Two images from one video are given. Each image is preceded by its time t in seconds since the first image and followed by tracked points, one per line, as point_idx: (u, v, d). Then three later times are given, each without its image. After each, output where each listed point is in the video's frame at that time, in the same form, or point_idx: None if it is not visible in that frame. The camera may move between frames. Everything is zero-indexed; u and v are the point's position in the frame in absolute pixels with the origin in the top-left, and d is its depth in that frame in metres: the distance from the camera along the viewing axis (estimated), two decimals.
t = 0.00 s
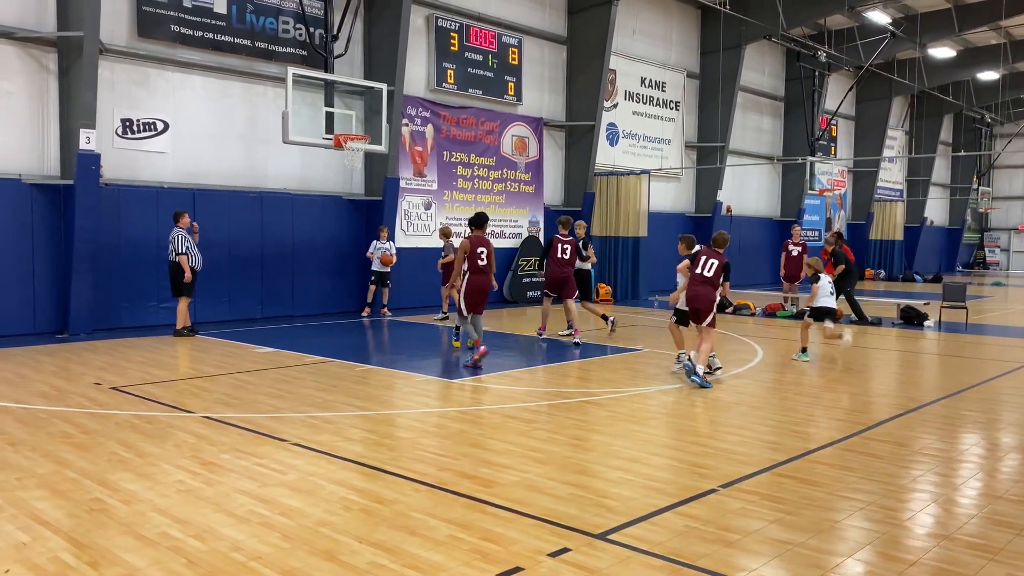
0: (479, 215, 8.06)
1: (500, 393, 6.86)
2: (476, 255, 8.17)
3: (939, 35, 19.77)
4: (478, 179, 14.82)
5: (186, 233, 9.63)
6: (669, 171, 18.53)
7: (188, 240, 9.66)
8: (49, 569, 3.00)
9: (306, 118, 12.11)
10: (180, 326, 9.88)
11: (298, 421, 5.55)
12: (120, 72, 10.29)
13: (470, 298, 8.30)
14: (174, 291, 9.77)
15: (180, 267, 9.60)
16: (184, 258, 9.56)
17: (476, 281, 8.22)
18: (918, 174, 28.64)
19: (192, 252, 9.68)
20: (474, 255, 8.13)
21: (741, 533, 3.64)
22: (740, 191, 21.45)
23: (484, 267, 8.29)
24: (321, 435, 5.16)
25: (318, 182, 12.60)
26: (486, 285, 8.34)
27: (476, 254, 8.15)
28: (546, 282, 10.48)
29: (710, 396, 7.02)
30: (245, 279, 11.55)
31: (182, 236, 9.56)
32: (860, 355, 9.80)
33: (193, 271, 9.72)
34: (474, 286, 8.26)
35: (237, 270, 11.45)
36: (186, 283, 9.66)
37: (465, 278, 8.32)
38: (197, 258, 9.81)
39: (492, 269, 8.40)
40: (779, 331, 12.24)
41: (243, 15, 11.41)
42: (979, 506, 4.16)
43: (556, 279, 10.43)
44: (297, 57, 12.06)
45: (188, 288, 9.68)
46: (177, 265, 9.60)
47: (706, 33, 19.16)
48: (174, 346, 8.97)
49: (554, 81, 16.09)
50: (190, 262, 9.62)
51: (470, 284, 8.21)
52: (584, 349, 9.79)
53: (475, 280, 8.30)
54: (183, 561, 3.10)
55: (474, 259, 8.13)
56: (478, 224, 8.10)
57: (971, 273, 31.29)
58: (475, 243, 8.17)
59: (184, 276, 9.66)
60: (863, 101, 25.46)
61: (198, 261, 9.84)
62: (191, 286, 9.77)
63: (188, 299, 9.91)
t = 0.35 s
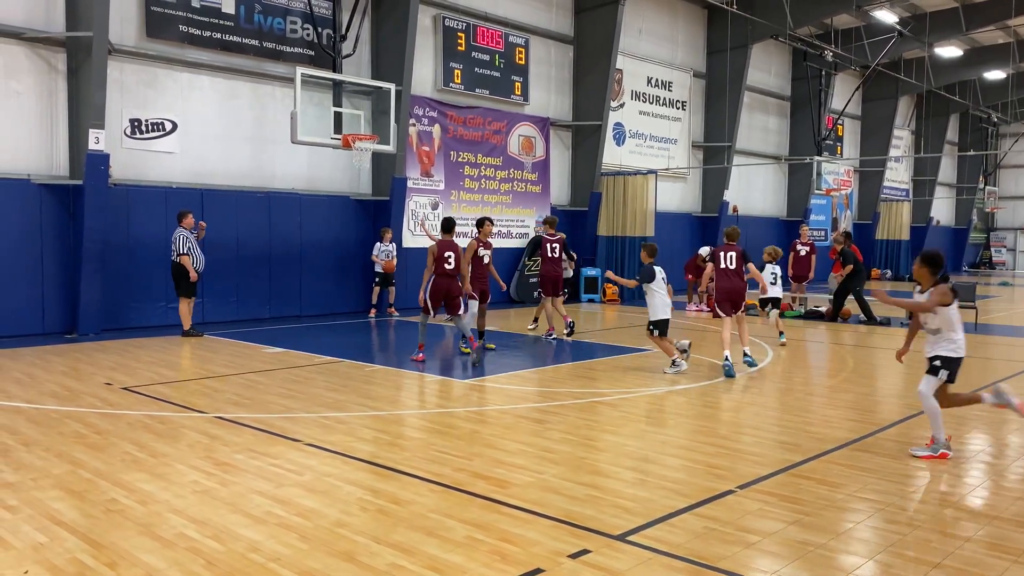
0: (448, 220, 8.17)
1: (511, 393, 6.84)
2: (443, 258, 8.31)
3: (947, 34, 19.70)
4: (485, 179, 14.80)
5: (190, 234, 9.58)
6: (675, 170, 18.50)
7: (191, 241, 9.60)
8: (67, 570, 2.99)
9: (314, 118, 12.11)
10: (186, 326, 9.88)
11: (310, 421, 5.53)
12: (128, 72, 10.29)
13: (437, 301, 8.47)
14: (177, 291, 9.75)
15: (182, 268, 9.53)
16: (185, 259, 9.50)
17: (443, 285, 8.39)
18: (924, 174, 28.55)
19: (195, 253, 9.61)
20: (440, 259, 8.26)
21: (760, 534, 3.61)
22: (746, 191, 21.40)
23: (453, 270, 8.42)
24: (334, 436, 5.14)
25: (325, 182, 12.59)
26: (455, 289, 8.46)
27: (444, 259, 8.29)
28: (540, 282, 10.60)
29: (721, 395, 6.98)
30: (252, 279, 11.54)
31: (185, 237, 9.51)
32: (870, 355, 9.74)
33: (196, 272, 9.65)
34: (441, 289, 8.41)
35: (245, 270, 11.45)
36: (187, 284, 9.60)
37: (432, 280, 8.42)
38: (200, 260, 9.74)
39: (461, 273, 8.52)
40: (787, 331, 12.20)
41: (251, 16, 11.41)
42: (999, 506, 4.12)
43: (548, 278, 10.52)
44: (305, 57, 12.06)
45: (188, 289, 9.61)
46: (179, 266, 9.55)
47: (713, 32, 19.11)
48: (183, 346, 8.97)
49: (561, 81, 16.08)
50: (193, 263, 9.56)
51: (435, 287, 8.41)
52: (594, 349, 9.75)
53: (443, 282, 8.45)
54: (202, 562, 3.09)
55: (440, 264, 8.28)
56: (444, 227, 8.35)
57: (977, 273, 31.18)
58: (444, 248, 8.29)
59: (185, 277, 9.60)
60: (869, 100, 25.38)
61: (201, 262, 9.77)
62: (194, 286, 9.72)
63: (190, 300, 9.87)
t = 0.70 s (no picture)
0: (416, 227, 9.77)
1: (513, 395, 6.78)
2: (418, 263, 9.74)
3: (950, 33, 19.63)
4: (487, 179, 14.76)
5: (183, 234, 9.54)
6: (678, 170, 18.44)
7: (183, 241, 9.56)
8: None
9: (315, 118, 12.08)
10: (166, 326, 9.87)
11: (311, 424, 5.48)
12: (129, 71, 10.25)
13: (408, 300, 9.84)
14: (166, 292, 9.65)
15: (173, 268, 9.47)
16: (178, 258, 9.45)
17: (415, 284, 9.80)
18: (928, 173, 28.45)
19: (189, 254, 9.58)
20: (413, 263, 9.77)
21: (765, 539, 3.55)
22: (749, 191, 21.32)
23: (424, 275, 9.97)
24: (335, 439, 5.09)
25: (326, 182, 12.55)
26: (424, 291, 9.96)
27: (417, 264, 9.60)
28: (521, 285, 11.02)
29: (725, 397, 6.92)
30: (254, 279, 11.50)
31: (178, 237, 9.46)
32: (875, 356, 9.68)
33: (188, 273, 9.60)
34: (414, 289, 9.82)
35: (246, 270, 11.40)
36: (176, 286, 9.54)
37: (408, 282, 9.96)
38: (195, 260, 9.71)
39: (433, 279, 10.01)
40: (790, 331, 12.13)
41: (252, 15, 11.37)
42: (1008, 510, 4.05)
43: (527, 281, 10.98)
44: (306, 57, 12.02)
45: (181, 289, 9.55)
46: (172, 266, 9.48)
47: (716, 32, 19.05)
48: (183, 347, 8.93)
49: (563, 81, 16.03)
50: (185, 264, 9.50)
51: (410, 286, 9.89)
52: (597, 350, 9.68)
53: (414, 284, 9.98)
54: (199, 568, 3.04)
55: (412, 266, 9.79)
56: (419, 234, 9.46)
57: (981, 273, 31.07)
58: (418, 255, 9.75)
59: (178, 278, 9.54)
60: (872, 100, 25.30)
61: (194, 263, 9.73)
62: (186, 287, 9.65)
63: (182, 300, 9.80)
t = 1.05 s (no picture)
0: (366, 216, 8.27)
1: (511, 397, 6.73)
2: (367, 253, 8.30)
3: (952, 33, 19.58)
4: (486, 179, 14.72)
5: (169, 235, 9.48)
6: (679, 170, 18.40)
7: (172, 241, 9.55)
8: None
9: (314, 119, 12.04)
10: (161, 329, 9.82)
11: (306, 427, 5.44)
12: (126, 71, 10.21)
13: (362, 297, 8.32)
14: (151, 291, 9.63)
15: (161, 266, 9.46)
16: (170, 259, 9.44)
17: (367, 279, 8.28)
18: (929, 173, 28.38)
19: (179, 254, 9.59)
20: (362, 252, 8.27)
21: (761, 545, 3.50)
22: (750, 191, 21.27)
23: (375, 267, 8.43)
24: (330, 442, 5.05)
25: (325, 183, 12.52)
26: (378, 284, 8.40)
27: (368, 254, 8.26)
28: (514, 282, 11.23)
29: (724, 399, 6.88)
30: (252, 280, 11.48)
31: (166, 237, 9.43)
32: (875, 357, 9.62)
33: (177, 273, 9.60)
34: (365, 283, 8.28)
35: (245, 271, 11.38)
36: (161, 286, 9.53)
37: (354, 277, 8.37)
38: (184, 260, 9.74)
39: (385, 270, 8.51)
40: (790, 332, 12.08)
41: (250, 15, 11.34)
42: (1010, 516, 4.00)
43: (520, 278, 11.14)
44: (304, 57, 11.99)
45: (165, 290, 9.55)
46: (161, 266, 9.46)
47: (716, 31, 19.00)
48: (180, 349, 8.89)
49: (563, 81, 15.99)
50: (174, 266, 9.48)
51: (361, 282, 8.27)
52: (596, 351, 9.62)
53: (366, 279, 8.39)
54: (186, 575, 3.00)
55: (360, 258, 8.27)
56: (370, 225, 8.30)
57: (983, 273, 30.99)
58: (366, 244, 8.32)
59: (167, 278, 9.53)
60: (873, 100, 25.23)
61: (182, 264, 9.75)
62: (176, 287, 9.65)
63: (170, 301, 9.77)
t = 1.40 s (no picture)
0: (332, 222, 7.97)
1: (512, 397, 6.72)
2: (325, 260, 7.96)
3: (954, 33, 19.56)
4: (487, 180, 14.70)
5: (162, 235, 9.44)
6: (680, 170, 18.37)
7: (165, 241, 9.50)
8: None
9: (315, 119, 12.02)
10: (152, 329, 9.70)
11: (306, 427, 5.43)
12: (127, 72, 10.21)
13: (319, 305, 8.06)
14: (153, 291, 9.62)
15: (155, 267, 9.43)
16: (162, 259, 9.38)
17: (325, 288, 8.02)
18: (931, 173, 28.35)
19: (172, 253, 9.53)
20: (321, 260, 7.96)
21: (762, 546, 3.49)
22: (751, 191, 21.25)
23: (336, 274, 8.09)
24: (329, 442, 5.04)
25: (326, 183, 12.52)
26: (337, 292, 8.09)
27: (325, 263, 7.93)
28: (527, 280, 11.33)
29: (725, 399, 6.86)
30: (253, 281, 11.48)
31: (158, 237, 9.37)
32: (876, 358, 9.60)
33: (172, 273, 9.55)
34: (323, 292, 8.03)
35: (245, 271, 11.38)
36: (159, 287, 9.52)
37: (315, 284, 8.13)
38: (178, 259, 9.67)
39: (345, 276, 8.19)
40: (792, 332, 12.06)
41: (251, 16, 11.34)
42: (1012, 517, 3.98)
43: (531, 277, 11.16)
44: (305, 57, 12.00)
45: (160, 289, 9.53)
46: (155, 266, 9.43)
47: (717, 32, 18.99)
48: (181, 349, 8.88)
49: (564, 81, 15.97)
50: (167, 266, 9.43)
51: (317, 290, 8.03)
52: (598, 352, 9.60)
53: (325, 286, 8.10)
54: None
55: (320, 266, 7.97)
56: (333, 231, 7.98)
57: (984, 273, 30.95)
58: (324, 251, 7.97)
59: (162, 277, 9.49)
60: (874, 99, 25.20)
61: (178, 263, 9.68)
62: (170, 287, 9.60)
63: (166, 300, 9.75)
